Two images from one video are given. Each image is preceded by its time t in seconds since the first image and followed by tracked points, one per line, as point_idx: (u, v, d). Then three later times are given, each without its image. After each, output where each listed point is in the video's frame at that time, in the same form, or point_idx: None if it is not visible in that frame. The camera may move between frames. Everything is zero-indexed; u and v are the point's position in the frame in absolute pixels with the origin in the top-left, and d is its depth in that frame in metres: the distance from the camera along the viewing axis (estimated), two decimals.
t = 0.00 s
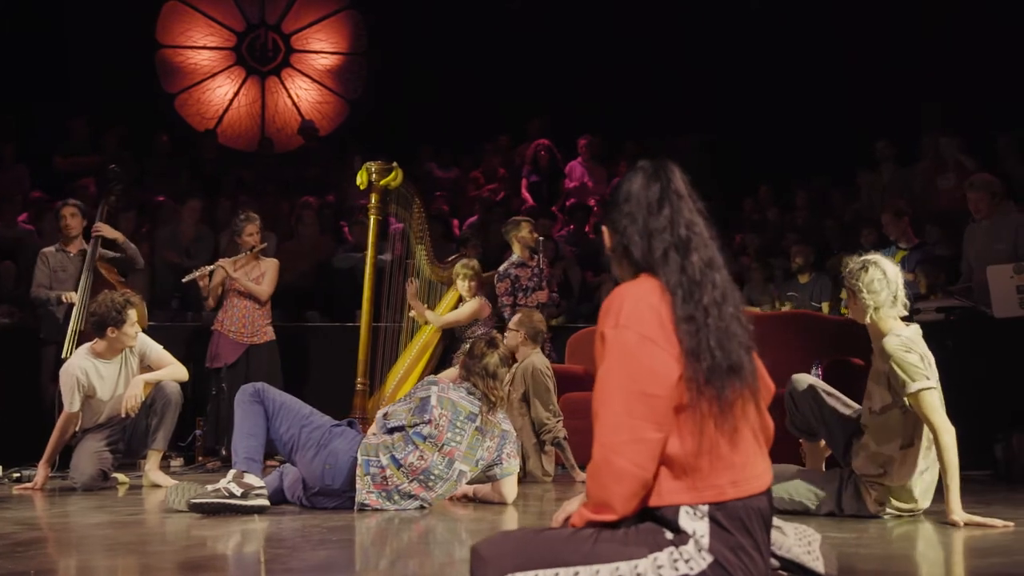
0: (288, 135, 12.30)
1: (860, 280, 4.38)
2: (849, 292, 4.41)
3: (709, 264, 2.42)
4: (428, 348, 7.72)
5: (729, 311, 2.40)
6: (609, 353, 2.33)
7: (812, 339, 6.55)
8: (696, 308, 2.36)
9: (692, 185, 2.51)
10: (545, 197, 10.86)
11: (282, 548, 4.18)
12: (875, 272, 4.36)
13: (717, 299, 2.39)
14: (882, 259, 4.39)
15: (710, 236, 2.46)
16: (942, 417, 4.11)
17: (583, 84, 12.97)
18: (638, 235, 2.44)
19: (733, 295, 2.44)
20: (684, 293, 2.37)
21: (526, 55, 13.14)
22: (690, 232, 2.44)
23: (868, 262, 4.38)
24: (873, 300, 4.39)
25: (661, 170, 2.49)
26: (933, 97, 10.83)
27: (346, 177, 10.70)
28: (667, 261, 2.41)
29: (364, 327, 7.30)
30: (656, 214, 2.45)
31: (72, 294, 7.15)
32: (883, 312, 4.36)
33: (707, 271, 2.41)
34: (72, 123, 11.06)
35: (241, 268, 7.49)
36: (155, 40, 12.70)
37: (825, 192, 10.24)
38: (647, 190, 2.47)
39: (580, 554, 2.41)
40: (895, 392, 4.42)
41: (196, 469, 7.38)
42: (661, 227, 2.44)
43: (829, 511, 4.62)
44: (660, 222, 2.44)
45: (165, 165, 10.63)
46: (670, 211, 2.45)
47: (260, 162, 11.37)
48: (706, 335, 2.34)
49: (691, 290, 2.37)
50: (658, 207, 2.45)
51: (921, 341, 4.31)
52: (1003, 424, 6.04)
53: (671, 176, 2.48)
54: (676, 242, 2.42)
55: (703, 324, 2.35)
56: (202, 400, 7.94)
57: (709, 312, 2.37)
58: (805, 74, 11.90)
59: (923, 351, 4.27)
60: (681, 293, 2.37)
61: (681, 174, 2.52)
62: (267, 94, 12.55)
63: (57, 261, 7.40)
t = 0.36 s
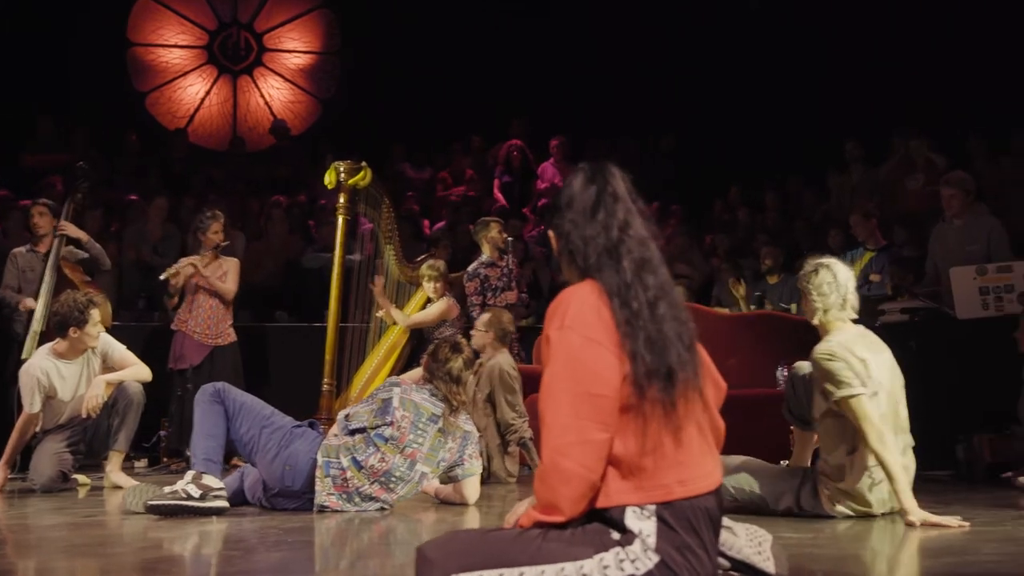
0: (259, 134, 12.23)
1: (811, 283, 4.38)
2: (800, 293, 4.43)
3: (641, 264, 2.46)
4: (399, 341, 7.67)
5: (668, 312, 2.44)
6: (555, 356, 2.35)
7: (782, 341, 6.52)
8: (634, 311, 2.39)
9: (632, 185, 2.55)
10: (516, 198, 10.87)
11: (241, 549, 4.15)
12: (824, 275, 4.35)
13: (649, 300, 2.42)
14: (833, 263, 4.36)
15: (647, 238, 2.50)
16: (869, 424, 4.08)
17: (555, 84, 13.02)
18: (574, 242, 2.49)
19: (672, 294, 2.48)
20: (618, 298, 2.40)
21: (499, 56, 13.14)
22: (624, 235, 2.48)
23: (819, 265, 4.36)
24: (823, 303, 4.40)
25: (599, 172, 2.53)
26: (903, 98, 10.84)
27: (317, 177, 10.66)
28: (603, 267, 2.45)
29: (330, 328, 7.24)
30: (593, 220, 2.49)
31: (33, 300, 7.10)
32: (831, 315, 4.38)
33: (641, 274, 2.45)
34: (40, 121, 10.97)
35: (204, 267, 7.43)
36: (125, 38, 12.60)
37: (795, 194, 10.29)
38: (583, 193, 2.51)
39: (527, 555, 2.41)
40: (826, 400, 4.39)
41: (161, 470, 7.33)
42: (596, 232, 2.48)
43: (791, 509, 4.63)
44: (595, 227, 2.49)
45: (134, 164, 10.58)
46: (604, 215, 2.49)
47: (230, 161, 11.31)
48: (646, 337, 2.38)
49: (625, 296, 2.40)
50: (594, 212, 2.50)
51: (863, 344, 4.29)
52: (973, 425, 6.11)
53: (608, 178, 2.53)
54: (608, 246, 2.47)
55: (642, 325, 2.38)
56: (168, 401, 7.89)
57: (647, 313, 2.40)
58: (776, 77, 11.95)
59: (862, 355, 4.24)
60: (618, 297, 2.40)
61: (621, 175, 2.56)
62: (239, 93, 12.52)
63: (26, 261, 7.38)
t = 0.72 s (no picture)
0: (240, 134, 12.04)
1: (757, 290, 4.39)
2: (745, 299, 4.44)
3: (593, 268, 2.44)
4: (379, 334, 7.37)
5: (618, 315, 2.42)
6: (507, 357, 2.34)
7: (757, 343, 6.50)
8: (586, 313, 2.38)
9: (586, 191, 2.52)
10: (497, 199, 10.79)
11: (205, 550, 4.13)
12: (770, 282, 4.36)
13: (601, 302, 2.40)
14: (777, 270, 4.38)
15: (600, 243, 2.47)
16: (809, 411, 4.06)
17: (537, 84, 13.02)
18: (526, 248, 2.47)
19: (624, 298, 2.46)
20: (569, 300, 2.39)
21: (482, 56, 13.14)
22: (577, 239, 2.46)
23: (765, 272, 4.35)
24: (767, 308, 4.41)
25: (552, 178, 2.50)
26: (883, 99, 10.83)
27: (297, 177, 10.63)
28: (554, 271, 2.43)
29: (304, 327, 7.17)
30: (545, 224, 2.47)
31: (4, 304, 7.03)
32: (775, 319, 4.39)
33: (592, 277, 2.43)
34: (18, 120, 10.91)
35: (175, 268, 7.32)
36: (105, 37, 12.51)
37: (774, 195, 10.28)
38: (536, 200, 2.48)
39: (477, 544, 2.41)
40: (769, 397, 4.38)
41: (135, 471, 7.29)
42: (547, 237, 2.46)
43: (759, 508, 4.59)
44: (547, 233, 2.46)
45: (113, 163, 10.53)
46: (556, 220, 2.47)
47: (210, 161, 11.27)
48: (598, 338, 2.36)
49: (576, 299, 2.38)
50: (546, 217, 2.47)
51: (803, 340, 4.30)
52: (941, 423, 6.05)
53: (561, 184, 2.49)
54: (560, 251, 2.44)
55: (593, 327, 2.37)
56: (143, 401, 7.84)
57: (598, 316, 2.39)
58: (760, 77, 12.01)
59: (803, 348, 4.26)
60: (568, 300, 2.39)
61: (575, 181, 2.53)
62: (219, 93, 12.27)
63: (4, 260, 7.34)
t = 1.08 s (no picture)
0: (232, 133, 12.07)
1: (722, 291, 4.51)
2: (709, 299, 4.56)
3: (546, 262, 2.42)
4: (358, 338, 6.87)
5: (570, 311, 2.40)
6: (456, 356, 2.32)
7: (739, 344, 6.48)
8: (537, 309, 2.36)
9: (541, 185, 2.50)
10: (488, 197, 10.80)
11: (184, 550, 4.10)
12: (735, 282, 4.48)
13: (552, 298, 2.38)
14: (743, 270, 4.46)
15: (554, 237, 2.46)
16: (761, 400, 4.25)
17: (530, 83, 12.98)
18: (480, 242, 2.46)
19: (577, 294, 2.44)
20: (521, 295, 2.37)
21: (475, 55, 13.13)
22: (531, 233, 2.44)
23: (729, 274, 4.47)
24: (733, 308, 4.55)
25: (507, 172, 2.49)
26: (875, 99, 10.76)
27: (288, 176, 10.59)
28: (508, 265, 2.42)
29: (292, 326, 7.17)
30: (499, 217, 2.45)
31: None
32: (740, 319, 4.52)
33: (545, 272, 2.41)
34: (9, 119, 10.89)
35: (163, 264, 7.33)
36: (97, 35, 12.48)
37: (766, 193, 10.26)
38: (490, 194, 2.47)
39: (429, 549, 2.39)
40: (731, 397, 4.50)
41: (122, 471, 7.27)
42: (501, 230, 2.44)
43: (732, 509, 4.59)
44: (501, 227, 2.45)
45: (104, 162, 10.51)
46: (511, 214, 2.45)
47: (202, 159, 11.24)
48: (548, 334, 2.34)
49: (528, 293, 2.37)
50: (501, 209, 2.46)
51: (766, 333, 4.45)
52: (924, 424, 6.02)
53: (516, 177, 2.48)
54: (515, 245, 2.43)
55: (543, 323, 2.35)
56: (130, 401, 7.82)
57: (549, 312, 2.37)
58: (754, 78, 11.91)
59: (766, 338, 4.43)
60: (520, 295, 2.37)
61: (530, 175, 2.51)
62: (211, 91, 12.28)
63: None
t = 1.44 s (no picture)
0: (218, 133, 12.05)
1: (692, 286, 4.63)
2: (679, 293, 4.69)
3: (491, 263, 2.42)
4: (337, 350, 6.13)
5: (520, 310, 2.39)
6: (409, 361, 2.31)
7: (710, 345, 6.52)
8: (486, 311, 2.36)
9: (483, 184, 2.49)
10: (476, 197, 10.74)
11: (157, 551, 4.08)
12: (705, 277, 4.60)
13: (501, 299, 2.38)
14: (712, 263, 4.59)
15: (499, 237, 2.45)
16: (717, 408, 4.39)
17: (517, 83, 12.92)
18: (423, 244, 2.45)
19: (526, 293, 2.43)
20: (469, 297, 2.36)
21: (464, 55, 13.11)
22: (474, 234, 2.44)
23: (699, 268, 4.60)
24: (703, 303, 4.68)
25: (447, 172, 2.47)
26: (862, 98, 10.71)
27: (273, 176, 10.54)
28: (453, 267, 2.41)
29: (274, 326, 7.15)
30: (442, 219, 2.44)
31: None
32: (708, 314, 4.65)
33: (491, 272, 2.41)
34: None
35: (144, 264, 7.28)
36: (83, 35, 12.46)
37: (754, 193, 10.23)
38: (431, 195, 2.46)
39: (389, 558, 2.38)
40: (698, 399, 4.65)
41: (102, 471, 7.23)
42: (444, 233, 2.43)
43: (707, 510, 4.67)
44: (444, 228, 2.44)
45: (89, 162, 10.46)
46: (453, 215, 2.44)
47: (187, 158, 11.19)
48: (499, 336, 2.34)
49: (476, 295, 2.36)
50: (443, 211, 2.45)
51: (727, 331, 4.56)
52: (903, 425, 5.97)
53: (456, 177, 2.46)
54: (458, 246, 2.42)
55: (494, 325, 2.35)
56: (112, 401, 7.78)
57: (499, 313, 2.36)
58: (741, 76, 11.93)
59: (724, 342, 4.51)
60: (468, 296, 2.36)
61: (472, 173, 2.50)
62: (198, 90, 12.24)
63: None
